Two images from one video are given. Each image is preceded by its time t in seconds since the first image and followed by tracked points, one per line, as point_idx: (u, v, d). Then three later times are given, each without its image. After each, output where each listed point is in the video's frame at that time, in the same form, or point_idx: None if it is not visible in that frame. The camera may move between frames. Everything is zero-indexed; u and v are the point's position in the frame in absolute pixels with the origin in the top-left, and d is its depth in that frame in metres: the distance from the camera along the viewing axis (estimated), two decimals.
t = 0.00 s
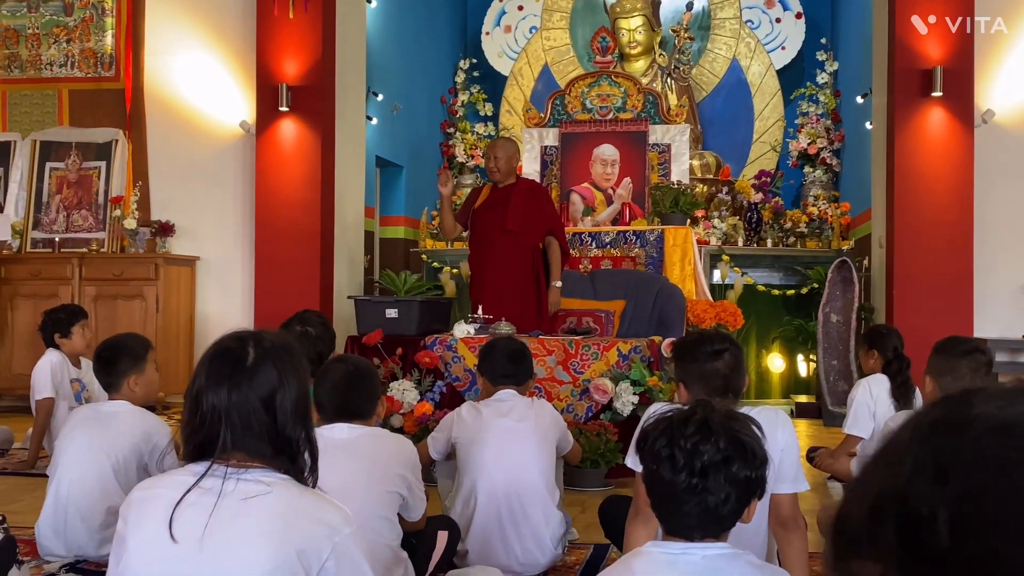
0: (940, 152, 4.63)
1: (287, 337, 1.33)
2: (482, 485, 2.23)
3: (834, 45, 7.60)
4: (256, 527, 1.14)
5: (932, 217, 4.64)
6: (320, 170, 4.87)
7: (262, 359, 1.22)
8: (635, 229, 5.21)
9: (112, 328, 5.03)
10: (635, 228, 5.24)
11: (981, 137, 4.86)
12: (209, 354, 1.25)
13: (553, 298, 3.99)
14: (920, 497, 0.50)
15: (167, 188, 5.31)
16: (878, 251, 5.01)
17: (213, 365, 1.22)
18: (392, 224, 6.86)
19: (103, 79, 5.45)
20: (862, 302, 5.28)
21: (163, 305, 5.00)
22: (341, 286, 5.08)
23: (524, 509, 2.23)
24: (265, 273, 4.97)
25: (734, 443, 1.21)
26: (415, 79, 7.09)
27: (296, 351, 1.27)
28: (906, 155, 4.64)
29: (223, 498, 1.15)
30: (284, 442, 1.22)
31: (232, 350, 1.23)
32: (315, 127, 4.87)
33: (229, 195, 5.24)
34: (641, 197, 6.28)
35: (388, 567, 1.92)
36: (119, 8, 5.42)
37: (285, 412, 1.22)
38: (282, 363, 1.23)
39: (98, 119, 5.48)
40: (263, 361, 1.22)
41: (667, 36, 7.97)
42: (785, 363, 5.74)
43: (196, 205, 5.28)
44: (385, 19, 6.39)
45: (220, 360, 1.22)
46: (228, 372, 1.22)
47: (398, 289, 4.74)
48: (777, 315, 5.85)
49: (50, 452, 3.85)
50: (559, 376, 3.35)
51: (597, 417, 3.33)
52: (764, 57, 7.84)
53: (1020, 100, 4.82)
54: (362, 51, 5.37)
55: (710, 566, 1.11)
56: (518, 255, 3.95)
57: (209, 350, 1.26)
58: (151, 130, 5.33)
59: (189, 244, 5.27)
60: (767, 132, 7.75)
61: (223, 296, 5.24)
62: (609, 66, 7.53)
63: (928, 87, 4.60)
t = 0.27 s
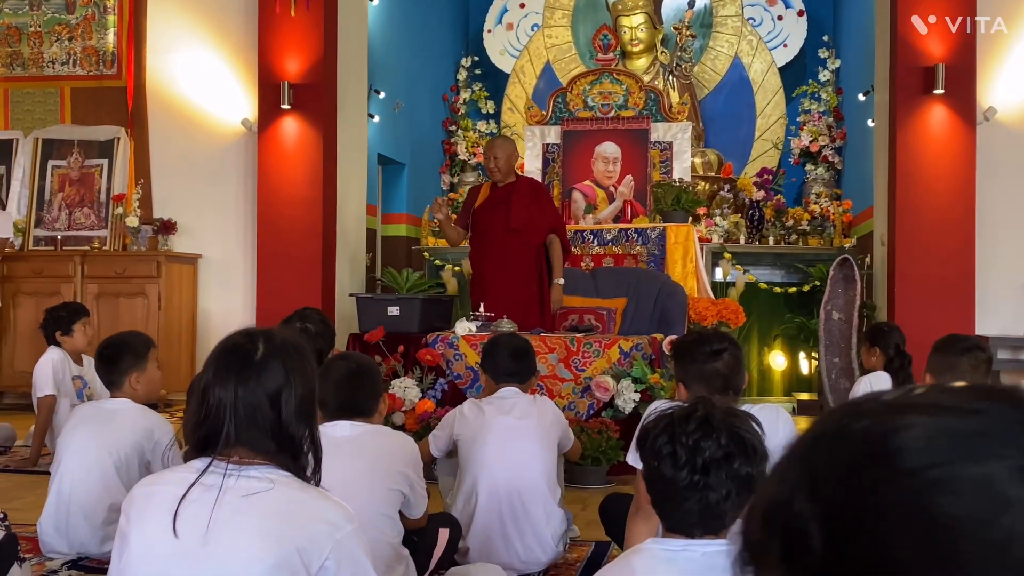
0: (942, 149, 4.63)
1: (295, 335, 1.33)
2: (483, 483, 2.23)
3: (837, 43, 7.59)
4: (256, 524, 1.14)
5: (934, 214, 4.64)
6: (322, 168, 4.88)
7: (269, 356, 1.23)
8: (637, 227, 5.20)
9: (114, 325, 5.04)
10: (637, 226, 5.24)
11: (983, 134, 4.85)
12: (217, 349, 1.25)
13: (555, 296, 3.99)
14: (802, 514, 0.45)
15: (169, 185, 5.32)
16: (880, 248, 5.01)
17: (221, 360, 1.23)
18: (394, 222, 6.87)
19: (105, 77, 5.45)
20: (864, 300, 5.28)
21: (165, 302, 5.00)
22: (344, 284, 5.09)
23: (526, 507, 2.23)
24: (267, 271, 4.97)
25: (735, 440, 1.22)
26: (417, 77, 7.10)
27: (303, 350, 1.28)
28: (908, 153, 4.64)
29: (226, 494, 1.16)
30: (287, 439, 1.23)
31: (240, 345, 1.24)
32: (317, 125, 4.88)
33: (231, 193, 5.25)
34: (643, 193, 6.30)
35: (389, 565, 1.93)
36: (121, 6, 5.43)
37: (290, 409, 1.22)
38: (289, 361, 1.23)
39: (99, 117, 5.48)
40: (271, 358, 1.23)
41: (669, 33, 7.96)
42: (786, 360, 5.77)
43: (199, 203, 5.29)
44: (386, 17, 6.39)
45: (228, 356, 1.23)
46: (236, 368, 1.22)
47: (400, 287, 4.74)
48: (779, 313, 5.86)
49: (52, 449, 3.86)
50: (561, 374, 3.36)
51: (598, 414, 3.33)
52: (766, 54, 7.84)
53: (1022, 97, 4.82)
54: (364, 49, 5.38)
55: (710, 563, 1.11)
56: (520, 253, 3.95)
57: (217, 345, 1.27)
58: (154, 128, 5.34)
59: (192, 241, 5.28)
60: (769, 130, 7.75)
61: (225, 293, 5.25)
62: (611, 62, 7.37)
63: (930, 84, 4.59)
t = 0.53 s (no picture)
0: (942, 146, 4.63)
1: (300, 331, 1.33)
2: (484, 480, 2.23)
3: (838, 40, 7.58)
4: (256, 521, 1.14)
5: (935, 211, 4.64)
6: (323, 165, 4.88)
7: (273, 352, 1.23)
8: (637, 224, 5.19)
9: (114, 323, 5.04)
10: (637, 223, 5.24)
11: (983, 132, 4.85)
12: (222, 343, 1.25)
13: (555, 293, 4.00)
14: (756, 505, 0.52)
15: (169, 183, 5.32)
16: (881, 245, 5.00)
17: (225, 354, 1.23)
18: (394, 219, 6.87)
19: (106, 74, 5.45)
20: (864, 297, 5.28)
21: (166, 299, 5.01)
22: (344, 282, 5.09)
23: (526, 504, 2.23)
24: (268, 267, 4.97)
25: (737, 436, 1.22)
26: (417, 73, 7.09)
27: (309, 346, 1.28)
28: (908, 151, 4.63)
29: (227, 490, 1.16)
30: (290, 435, 1.23)
31: (244, 339, 1.24)
32: (318, 122, 4.88)
33: (232, 190, 5.25)
34: (643, 190, 6.30)
35: (389, 563, 1.93)
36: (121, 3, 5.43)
37: (293, 405, 1.22)
38: (293, 357, 1.24)
39: (99, 114, 5.48)
40: (275, 354, 1.23)
41: (670, 31, 7.96)
42: (787, 357, 5.74)
43: (199, 200, 5.29)
44: (387, 14, 6.38)
45: (232, 351, 1.23)
46: (240, 363, 1.22)
47: (401, 284, 4.74)
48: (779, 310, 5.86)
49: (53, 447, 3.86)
50: (561, 371, 3.36)
51: (599, 412, 3.33)
52: (767, 51, 7.83)
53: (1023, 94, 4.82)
54: (365, 45, 5.37)
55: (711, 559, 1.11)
56: (521, 250, 3.95)
57: (223, 339, 1.27)
58: (154, 125, 5.34)
59: (193, 238, 5.28)
60: (769, 127, 7.75)
61: (226, 291, 5.26)
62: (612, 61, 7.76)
63: (931, 81, 4.59)
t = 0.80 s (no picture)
0: (943, 142, 4.62)
1: (305, 325, 1.33)
2: (485, 475, 2.24)
3: (838, 35, 7.57)
4: (258, 516, 1.14)
5: (936, 207, 4.63)
6: (323, 161, 4.87)
7: (279, 346, 1.23)
8: (638, 220, 5.20)
9: (115, 318, 5.04)
10: (638, 219, 5.24)
11: (984, 127, 4.85)
12: (228, 337, 1.25)
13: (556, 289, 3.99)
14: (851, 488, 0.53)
15: (170, 179, 5.32)
16: (881, 241, 5.00)
17: (231, 348, 1.23)
18: (395, 215, 6.88)
19: (106, 70, 5.45)
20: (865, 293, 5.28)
21: (166, 295, 5.01)
22: (344, 278, 5.08)
23: (527, 500, 2.24)
24: (269, 263, 4.97)
25: (739, 430, 1.22)
26: (418, 69, 7.08)
27: (315, 340, 1.28)
28: (909, 147, 4.63)
29: (230, 484, 1.16)
30: (294, 430, 1.23)
31: (250, 333, 1.24)
32: (318, 118, 4.87)
33: (232, 186, 5.26)
34: (644, 186, 6.33)
35: (390, 557, 1.93)
36: None
37: (298, 400, 1.22)
38: (299, 351, 1.24)
39: (99, 110, 5.48)
40: (281, 348, 1.23)
41: (670, 26, 7.95)
42: (788, 353, 5.75)
43: (200, 196, 5.30)
44: (387, 9, 6.38)
45: (239, 344, 1.23)
46: (246, 357, 1.22)
47: (401, 280, 4.74)
48: (780, 306, 5.85)
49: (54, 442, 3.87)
50: (562, 366, 3.37)
51: (599, 407, 3.35)
52: (768, 47, 7.83)
53: None
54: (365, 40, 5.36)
55: (711, 553, 1.12)
56: (521, 246, 3.95)
57: (229, 332, 1.27)
58: (155, 120, 5.34)
59: (194, 234, 5.29)
60: (770, 123, 7.75)
61: (227, 287, 5.26)
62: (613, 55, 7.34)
63: (931, 77, 4.59)
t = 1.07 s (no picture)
0: (944, 137, 4.62)
1: (309, 319, 1.33)
2: (487, 469, 2.24)
3: (840, 30, 7.55)
4: (262, 507, 1.14)
5: (936, 202, 4.63)
6: (323, 156, 4.87)
7: (284, 340, 1.23)
8: (639, 214, 5.20)
9: (115, 313, 5.03)
10: (639, 214, 5.24)
11: (986, 122, 4.84)
12: (233, 330, 1.25)
13: (556, 283, 4.00)
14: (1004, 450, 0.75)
15: (171, 174, 5.33)
16: (882, 236, 5.00)
17: (236, 341, 1.23)
18: (396, 210, 6.88)
19: (107, 64, 5.45)
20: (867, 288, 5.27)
21: (167, 289, 5.01)
22: (345, 272, 5.08)
23: (529, 494, 2.24)
24: (269, 257, 4.96)
25: (742, 422, 1.22)
26: (419, 64, 7.07)
27: (319, 334, 1.28)
28: (910, 142, 4.63)
29: (234, 476, 1.16)
30: (299, 424, 1.23)
31: (255, 327, 1.23)
32: (318, 112, 4.87)
33: (233, 180, 5.26)
34: (645, 181, 6.35)
35: (392, 549, 1.93)
36: None
37: (303, 394, 1.22)
38: (304, 345, 1.23)
39: (100, 105, 5.47)
40: (285, 342, 1.23)
41: (671, 21, 7.93)
42: (788, 349, 5.77)
43: (201, 191, 5.30)
44: (388, 4, 6.37)
45: (243, 338, 1.23)
46: (251, 350, 1.22)
47: (402, 275, 4.73)
48: (781, 301, 5.86)
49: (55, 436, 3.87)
50: (563, 361, 3.37)
51: (600, 402, 3.34)
52: (769, 42, 7.82)
53: None
54: (365, 34, 5.35)
55: (713, 545, 1.11)
56: (521, 241, 3.95)
57: (233, 325, 1.27)
58: (156, 115, 5.34)
59: (195, 229, 5.29)
60: (771, 118, 7.74)
61: (229, 282, 5.28)
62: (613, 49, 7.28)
63: (933, 71, 4.58)
